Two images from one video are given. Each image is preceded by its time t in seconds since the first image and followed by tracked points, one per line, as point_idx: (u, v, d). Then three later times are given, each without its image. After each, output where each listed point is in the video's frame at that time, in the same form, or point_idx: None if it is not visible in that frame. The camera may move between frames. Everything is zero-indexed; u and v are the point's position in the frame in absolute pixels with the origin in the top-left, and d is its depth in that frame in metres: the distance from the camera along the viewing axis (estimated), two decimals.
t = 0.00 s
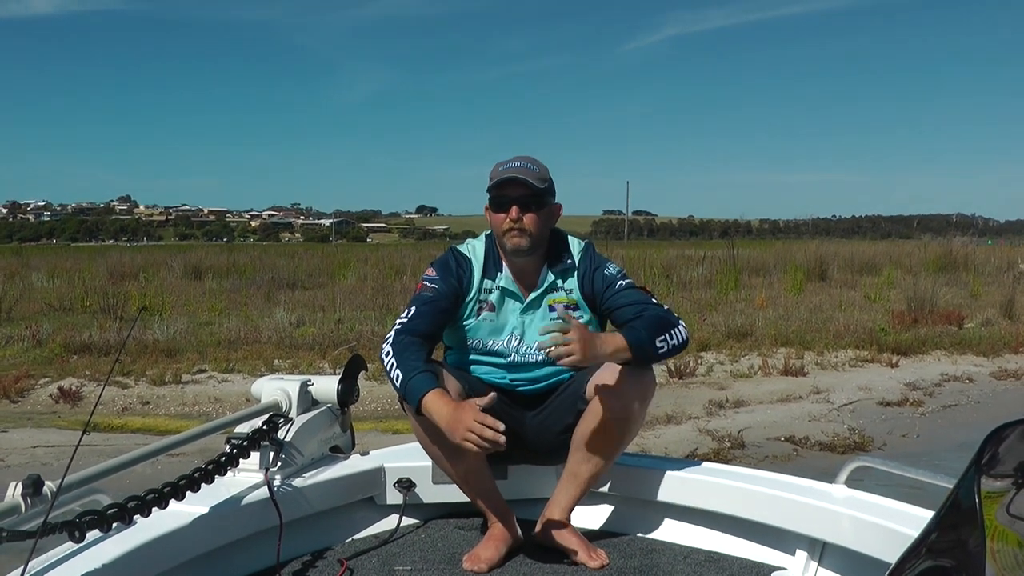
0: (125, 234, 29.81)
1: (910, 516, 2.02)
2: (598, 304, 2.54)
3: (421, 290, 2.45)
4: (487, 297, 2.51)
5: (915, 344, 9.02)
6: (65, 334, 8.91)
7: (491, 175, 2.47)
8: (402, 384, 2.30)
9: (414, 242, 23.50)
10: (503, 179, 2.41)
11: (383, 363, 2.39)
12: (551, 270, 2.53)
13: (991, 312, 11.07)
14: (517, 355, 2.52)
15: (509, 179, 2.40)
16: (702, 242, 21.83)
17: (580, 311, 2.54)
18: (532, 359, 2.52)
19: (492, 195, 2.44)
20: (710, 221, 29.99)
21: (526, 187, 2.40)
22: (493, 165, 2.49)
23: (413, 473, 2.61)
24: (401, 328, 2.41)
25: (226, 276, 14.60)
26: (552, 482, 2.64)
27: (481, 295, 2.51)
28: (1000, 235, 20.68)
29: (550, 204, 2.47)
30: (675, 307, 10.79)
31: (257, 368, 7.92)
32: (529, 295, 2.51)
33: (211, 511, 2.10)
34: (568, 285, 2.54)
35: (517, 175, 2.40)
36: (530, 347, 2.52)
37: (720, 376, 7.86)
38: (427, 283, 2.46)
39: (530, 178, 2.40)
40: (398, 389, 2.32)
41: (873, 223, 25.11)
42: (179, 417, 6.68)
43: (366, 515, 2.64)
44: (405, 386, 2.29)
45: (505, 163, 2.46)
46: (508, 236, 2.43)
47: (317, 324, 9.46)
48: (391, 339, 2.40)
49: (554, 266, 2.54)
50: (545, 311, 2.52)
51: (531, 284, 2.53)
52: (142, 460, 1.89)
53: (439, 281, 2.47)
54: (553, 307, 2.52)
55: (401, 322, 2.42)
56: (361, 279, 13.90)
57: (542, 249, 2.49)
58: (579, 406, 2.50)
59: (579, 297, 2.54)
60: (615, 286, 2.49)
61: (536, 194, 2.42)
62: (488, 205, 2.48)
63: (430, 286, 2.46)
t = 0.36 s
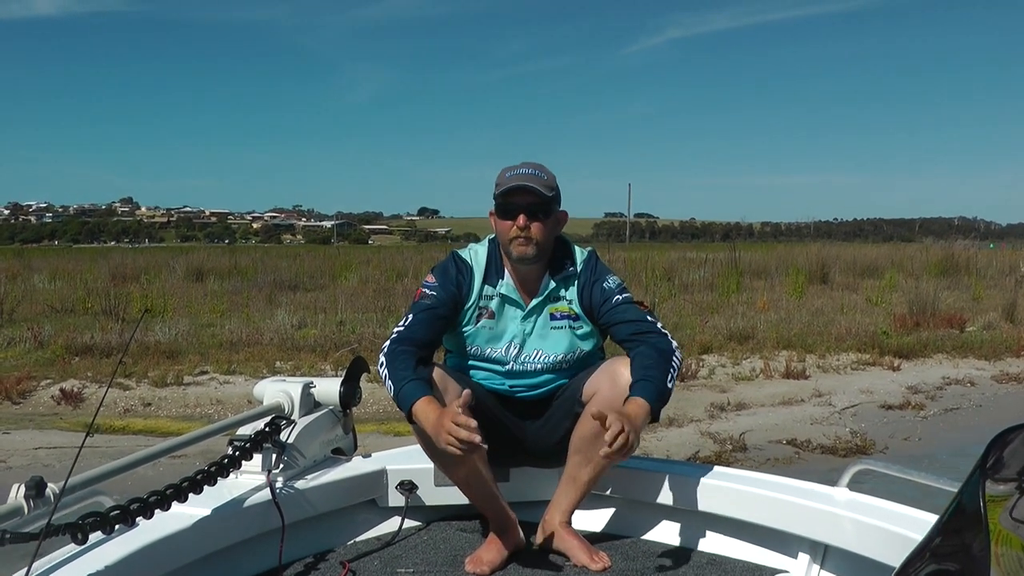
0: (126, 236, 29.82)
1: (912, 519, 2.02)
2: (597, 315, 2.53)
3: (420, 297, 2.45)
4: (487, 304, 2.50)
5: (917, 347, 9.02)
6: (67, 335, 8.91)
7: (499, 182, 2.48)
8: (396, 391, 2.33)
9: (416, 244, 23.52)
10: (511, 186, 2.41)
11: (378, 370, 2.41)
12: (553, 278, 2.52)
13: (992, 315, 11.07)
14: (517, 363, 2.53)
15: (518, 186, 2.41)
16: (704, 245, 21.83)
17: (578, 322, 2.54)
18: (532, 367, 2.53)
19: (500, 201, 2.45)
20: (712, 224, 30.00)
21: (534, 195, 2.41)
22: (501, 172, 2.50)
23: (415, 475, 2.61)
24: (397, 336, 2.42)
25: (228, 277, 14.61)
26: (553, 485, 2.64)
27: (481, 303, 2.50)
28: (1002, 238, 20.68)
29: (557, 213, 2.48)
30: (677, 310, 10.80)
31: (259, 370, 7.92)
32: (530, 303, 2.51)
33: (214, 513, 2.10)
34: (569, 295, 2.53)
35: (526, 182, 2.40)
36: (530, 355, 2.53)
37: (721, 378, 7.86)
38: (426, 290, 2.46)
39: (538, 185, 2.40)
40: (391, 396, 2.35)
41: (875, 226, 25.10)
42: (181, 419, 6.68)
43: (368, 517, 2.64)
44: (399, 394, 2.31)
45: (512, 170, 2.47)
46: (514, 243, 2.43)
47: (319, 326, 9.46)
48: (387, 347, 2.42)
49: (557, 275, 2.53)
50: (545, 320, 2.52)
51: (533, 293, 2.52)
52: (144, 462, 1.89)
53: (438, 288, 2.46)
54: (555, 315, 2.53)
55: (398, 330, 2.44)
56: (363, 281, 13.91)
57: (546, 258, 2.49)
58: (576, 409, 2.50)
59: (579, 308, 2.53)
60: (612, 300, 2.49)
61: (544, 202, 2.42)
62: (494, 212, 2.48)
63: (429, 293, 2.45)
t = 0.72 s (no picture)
0: (125, 237, 29.81)
1: (911, 519, 2.02)
2: (596, 312, 2.53)
3: (428, 294, 2.44)
4: (491, 304, 2.50)
5: (916, 349, 9.02)
6: (67, 336, 8.91)
7: (498, 181, 2.48)
8: (410, 388, 2.31)
9: (416, 246, 23.52)
10: (508, 187, 2.41)
11: (389, 364, 2.38)
12: (555, 276, 2.52)
13: (992, 317, 11.07)
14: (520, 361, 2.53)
15: (515, 187, 2.41)
16: (704, 246, 21.84)
17: (579, 319, 2.54)
18: (534, 364, 2.54)
19: (498, 201, 2.45)
20: (711, 225, 29.98)
21: (529, 197, 2.40)
22: (501, 171, 2.50)
23: (414, 476, 2.61)
24: (407, 334, 2.41)
25: (228, 279, 14.61)
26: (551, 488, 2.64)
27: (485, 302, 2.50)
28: (1001, 240, 20.69)
29: (555, 213, 2.47)
30: (676, 311, 10.81)
31: (258, 371, 7.92)
32: (531, 303, 2.51)
33: (213, 514, 2.10)
34: (569, 293, 2.53)
35: (524, 184, 2.40)
36: (532, 355, 2.53)
37: (721, 380, 7.86)
38: (433, 287, 2.45)
39: (534, 188, 2.39)
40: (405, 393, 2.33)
41: (875, 228, 25.11)
42: (180, 420, 6.67)
43: (367, 518, 2.65)
44: (413, 392, 2.30)
45: (513, 170, 2.47)
46: (510, 243, 2.43)
47: (319, 328, 9.46)
48: (398, 344, 2.39)
49: (558, 273, 2.53)
50: (546, 319, 2.52)
51: (535, 291, 2.52)
52: (144, 462, 1.89)
53: (447, 286, 2.46)
54: (556, 313, 2.52)
55: (407, 327, 2.42)
56: (362, 282, 13.91)
57: (545, 258, 2.49)
58: (570, 409, 2.50)
59: (579, 305, 2.53)
60: (608, 295, 2.48)
61: (540, 204, 2.41)
62: (494, 211, 2.49)
63: (438, 291, 2.45)
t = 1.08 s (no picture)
0: (123, 237, 29.81)
1: (908, 521, 2.03)
2: (595, 314, 2.53)
3: (424, 296, 2.45)
4: (488, 305, 2.51)
5: (913, 349, 9.03)
6: (64, 337, 8.90)
7: (495, 183, 2.48)
8: (408, 399, 2.29)
9: (414, 246, 23.53)
10: (506, 187, 2.43)
11: (386, 371, 2.36)
12: (553, 277, 2.53)
13: (989, 318, 11.08)
14: (519, 362, 2.53)
15: (513, 187, 2.42)
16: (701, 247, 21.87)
17: (576, 320, 2.55)
18: (532, 366, 2.54)
19: (496, 203, 2.45)
20: (709, 226, 30.01)
21: (529, 196, 2.41)
22: (497, 173, 2.51)
23: (412, 478, 2.61)
24: (404, 335, 2.39)
25: (225, 279, 14.60)
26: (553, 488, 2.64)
27: (482, 303, 2.51)
28: (999, 241, 20.73)
29: (553, 213, 2.48)
30: (674, 312, 10.82)
31: (256, 372, 7.92)
32: (530, 303, 2.51)
33: (211, 514, 2.10)
34: (567, 293, 2.53)
35: (522, 183, 2.41)
36: (530, 356, 2.53)
37: (718, 380, 7.87)
38: (430, 289, 2.47)
39: (533, 186, 2.40)
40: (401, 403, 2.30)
41: (873, 229, 25.14)
42: (178, 421, 6.67)
43: (365, 519, 2.65)
44: (411, 404, 2.28)
45: (508, 171, 2.48)
46: (511, 244, 2.43)
47: (316, 328, 9.47)
48: (395, 345, 2.38)
49: (557, 273, 2.53)
50: (544, 319, 2.52)
51: (534, 292, 2.52)
52: (142, 464, 1.89)
53: (443, 287, 2.47)
54: (554, 314, 2.53)
55: (403, 329, 2.40)
56: (360, 283, 13.91)
57: (544, 258, 2.50)
58: (577, 411, 2.51)
59: (577, 306, 2.54)
60: (608, 298, 2.49)
61: (539, 203, 2.42)
62: (492, 214, 2.49)
63: (434, 292, 2.46)
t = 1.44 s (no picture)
0: (120, 238, 29.79)
1: (903, 522, 2.03)
2: (595, 316, 2.55)
3: (418, 300, 2.46)
4: (483, 307, 2.50)
5: (910, 351, 9.05)
6: (61, 337, 8.89)
7: (499, 184, 2.48)
8: (394, 385, 2.30)
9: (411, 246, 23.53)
10: (512, 190, 2.43)
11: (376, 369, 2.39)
12: (551, 280, 2.53)
13: (986, 319, 11.10)
14: (515, 363, 2.53)
15: (519, 189, 2.42)
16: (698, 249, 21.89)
17: (575, 323, 2.55)
18: (529, 367, 2.54)
19: (499, 204, 2.45)
20: (707, 228, 30.03)
21: (534, 199, 2.42)
22: (501, 174, 2.51)
23: (409, 478, 2.61)
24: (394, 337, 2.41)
25: (222, 280, 14.59)
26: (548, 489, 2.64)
27: (477, 306, 2.51)
28: (996, 243, 20.75)
29: (556, 217, 2.49)
30: (672, 313, 10.83)
31: (253, 372, 7.92)
32: (527, 306, 2.51)
33: (207, 515, 2.10)
34: (566, 296, 2.54)
35: (528, 186, 2.42)
36: (527, 358, 2.53)
37: (715, 381, 7.88)
38: (424, 293, 2.47)
39: (539, 190, 2.42)
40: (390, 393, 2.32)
41: (869, 230, 25.17)
42: (175, 421, 6.67)
43: (361, 520, 2.65)
44: (397, 388, 2.29)
45: (513, 173, 2.48)
46: (512, 247, 2.44)
47: (314, 329, 9.46)
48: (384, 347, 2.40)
49: (555, 277, 2.54)
50: (541, 322, 2.52)
51: (530, 295, 2.52)
52: (138, 464, 1.89)
53: (436, 291, 2.47)
54: (551, 317, 2.53)
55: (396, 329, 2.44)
56: (357, 283, 13.91)
57: (543, 262, 2.50)
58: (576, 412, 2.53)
59: (576, 309, 2.54)
60: (612, 300, 2.52)
61: (543, 206, 2.43)
62: (494, 214, 2.48)
63: (428, 296, 2.46)
